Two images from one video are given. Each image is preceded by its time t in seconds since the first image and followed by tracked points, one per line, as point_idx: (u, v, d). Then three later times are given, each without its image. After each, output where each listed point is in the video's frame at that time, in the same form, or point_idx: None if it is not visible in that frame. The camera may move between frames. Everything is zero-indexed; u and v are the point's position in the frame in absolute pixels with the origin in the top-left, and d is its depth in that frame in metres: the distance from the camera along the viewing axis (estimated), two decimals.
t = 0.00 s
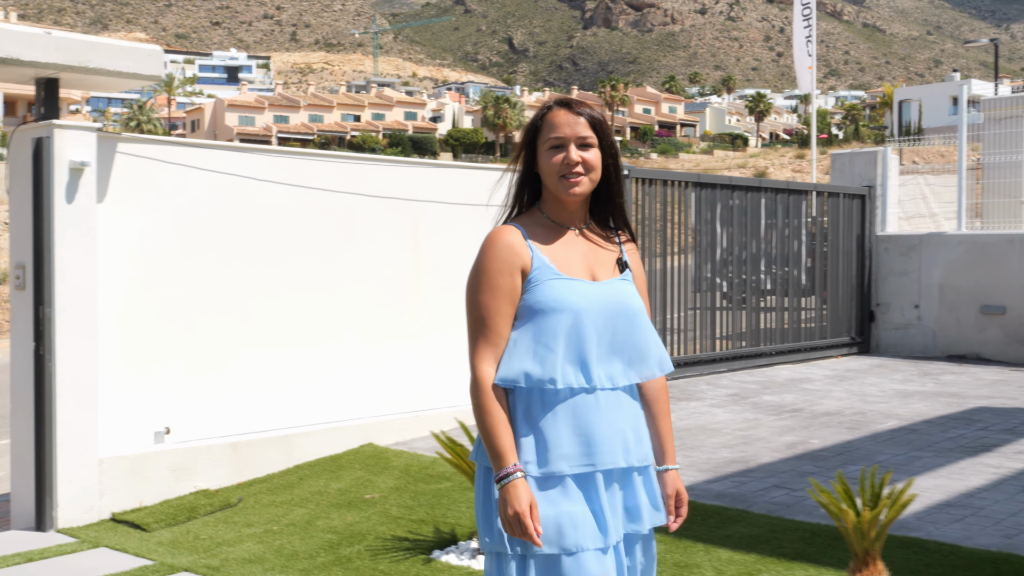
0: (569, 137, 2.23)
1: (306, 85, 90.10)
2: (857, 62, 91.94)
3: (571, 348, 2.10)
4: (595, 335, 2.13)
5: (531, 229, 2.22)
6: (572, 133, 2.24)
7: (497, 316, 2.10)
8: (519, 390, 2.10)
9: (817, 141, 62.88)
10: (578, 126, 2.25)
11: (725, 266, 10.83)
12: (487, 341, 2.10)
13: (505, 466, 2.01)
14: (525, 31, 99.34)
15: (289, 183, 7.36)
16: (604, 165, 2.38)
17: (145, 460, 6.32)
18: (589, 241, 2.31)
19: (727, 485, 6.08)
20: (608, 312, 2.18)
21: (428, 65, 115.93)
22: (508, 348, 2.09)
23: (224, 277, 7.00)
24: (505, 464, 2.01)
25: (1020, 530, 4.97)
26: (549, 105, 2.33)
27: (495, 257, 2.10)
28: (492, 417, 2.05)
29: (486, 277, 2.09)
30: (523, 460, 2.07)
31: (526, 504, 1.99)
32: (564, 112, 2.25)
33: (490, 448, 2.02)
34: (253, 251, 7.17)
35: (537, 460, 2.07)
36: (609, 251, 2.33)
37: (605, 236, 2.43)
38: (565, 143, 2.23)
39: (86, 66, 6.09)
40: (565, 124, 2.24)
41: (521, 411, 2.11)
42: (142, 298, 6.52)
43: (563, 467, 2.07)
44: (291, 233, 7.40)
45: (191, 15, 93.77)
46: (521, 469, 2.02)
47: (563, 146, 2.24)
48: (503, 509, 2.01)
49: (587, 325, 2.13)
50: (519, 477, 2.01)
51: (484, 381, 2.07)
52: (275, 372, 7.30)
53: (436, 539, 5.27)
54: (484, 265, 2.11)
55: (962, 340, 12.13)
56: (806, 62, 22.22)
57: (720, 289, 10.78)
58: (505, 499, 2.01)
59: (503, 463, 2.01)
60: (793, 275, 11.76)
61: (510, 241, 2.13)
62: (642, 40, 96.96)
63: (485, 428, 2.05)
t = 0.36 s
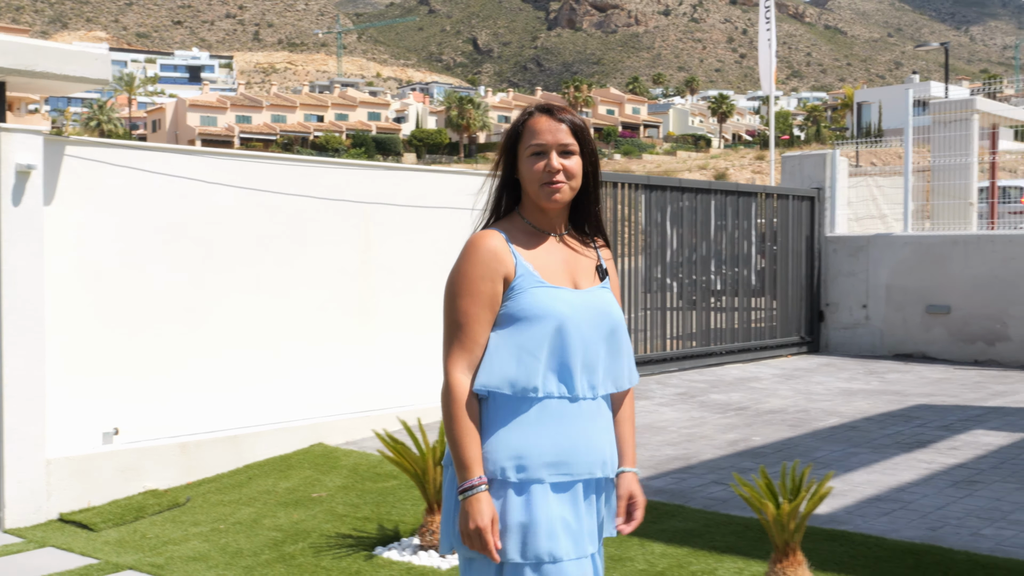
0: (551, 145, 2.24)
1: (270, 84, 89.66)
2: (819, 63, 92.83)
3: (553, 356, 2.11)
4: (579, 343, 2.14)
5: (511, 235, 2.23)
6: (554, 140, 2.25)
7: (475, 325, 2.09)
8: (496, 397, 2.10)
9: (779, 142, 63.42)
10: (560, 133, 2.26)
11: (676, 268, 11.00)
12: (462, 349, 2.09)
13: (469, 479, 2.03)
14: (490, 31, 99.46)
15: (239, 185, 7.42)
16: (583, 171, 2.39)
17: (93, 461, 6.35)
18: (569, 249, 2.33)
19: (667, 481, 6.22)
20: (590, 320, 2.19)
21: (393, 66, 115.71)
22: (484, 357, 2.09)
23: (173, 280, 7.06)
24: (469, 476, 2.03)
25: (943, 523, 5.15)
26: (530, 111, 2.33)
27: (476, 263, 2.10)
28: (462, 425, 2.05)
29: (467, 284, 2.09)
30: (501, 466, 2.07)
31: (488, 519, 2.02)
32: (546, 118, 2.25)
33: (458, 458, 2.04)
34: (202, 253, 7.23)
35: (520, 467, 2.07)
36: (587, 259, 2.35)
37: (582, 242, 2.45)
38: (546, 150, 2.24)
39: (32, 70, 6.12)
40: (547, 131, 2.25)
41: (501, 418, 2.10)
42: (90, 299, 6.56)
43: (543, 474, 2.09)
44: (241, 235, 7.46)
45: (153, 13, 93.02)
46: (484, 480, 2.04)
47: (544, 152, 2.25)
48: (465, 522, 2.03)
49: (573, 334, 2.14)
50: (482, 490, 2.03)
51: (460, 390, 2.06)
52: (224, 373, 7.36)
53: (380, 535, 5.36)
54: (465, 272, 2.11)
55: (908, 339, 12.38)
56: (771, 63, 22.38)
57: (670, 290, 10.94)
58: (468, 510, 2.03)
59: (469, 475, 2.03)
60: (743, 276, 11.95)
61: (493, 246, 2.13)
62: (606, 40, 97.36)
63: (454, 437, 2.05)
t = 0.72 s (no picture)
0: (547, 133, 2.25)
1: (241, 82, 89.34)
2: (790, 64, 93.40)
3: (559, 351, 2.12)
4: (582, 335, 2.15)
5: (506, 228, 2.23)
6: (551, 129, 2.25)
7: (475, 323, 2.07)
8: (504, 397, 2.08)
9: (750, 142, 63.80)
10: (555, 122, 2.26)
11: (637, 268, 11.13)
12: (463, 349, 2.07)
13: (481, 484, 1.98)
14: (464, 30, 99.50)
15: (198, 187, 7.49)
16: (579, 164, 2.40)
17: (51, 461, 6.41)
18: (566, 243, 2.35)
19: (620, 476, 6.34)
20: (595, 313, 2.20)
21: (366, 65, 115.49)
22: (487, 356, 2.08)
23: (132, 280, 7.12)
24: (481, 482, 1.99)
25: (881, 515, 5.30)
26: (525, 101, 2.33)
27: (472, 262, 2.09)
28: (469, 429, 2.02)
29: (465, 283, 2.07)
30: (514, 470, 2.06)
31: (505, 526, 1.97)
32: (542, 107, 2.26)
33: (468, 463, 2.00)
34: (162, 253, 7.30)
35: (532, 468, 2.07)
36: (585, 252, 2.36)
37: (577, 237, 2.47)
38: (543, 139, 2.24)
39: None
40: (542, 120, 2.25)
41: (509, 419, 2.09)
42: (46, 301, 6.60)
43: (552, 476, 2.09)
44: (200, 235, 7.54)
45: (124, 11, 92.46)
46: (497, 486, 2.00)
47: (540, 142, 2.25)
48: (480, 531, 1.98)
49: (579, 328, 2.15)
50: (495, 496, 1.98)
51: (465, 391, 2.04)
52: (183, 373, 7.43)
53: (334, 532, 5.46)
54: (462, 271, 2.09)
55: (866, 338, 12.58)
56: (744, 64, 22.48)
57: (631, 289, 11.07)
58: (480, 519, 1.98)
59: (481, 481, 1.99)
60: (703, 275, 12.10)
61: (488, 245, 2.12)
62: (580, 40, 97.59)
63: (462, 441, 2.02)
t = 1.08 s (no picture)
0: (548, 142, 2.12)
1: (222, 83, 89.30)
2: (769, 66, 94.00)
3: (559, 366, 2.00)
4: (582, 355, 2.04)
5: (507, 237, 2.10)
6: (551, 137, 2.12)
7: (480, 334, 1.94)
8: (503, 413, 1.97)
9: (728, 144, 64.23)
10: (557, 130, 2.14)
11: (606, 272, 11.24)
12: (468, 359, 1.94)
13: (495, 495, 1.85)
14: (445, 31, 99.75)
15: (166, 193, 7.58)
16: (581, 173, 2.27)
17: (20, 465, 6.47)
18: (565, 254, 2.21)
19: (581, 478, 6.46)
20: (592, 331, 2.09)
21: (347, 66, 115.56)
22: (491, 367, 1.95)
23: (101, 285, 7.19)
24: (495, 492, 1.85)
25: (830, 514, 5.45)
26: (525, 108, 2.20)
27: (476, 269, 1.95)
28: (477, 441, 1.88)
29: (471, 290, 1.94)
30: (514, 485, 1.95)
31: (523, 533, 1.86)
32: (543, 114, 2.13)
33: (476, 472, 1.86)
34: (130, 258, 7.38)
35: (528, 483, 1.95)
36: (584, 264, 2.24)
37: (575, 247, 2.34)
38: (544, 148, 2.12)
39: None
40: (544, 128, 2.13)
41: (507, 434, 1.97)
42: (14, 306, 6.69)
43: (545, 494, 1.96)
44: (168, 241, 7.62)
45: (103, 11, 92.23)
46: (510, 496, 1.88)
47: (542, 151, 2.12)
48: (498, 540, 1.86)
49: (577, 344, 2.03)
50: (511, 505, 1.86)
51: (470, 403, 1.91)
52: (151, 377, 7.51)
53: (295, 533, 5.58)
54: (465, 278, 1.95)
55: (832, 340, 12.77)
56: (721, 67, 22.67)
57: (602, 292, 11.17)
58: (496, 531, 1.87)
59: (495, 491, 1.85)
60: (673, 278, 12.23)
61: (489, 251, 1.98)
62: (561, 41, 97.92)
63: (468, 451, 1.88)
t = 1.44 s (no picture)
0: (571, 149, 2.17)
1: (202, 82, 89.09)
2: (749, 68, 94.42)
3: (579, 375, 2.07)
4: (608, 362, 2.10)
5: (532, 243, 2.16)
6: (574, 143, 2.18)
7: (504, 345, 2.02)
8: (528, 422, 2.04)
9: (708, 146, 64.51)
10: (580, 136, 2.19)
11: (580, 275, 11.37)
12: (491, 370, 2.02)
13: (508, 509, 1.96)
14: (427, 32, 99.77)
15: (141, 197, 7.67)
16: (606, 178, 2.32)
17: None
18: (591, 259, 2.26)
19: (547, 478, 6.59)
20: (619, 336, 2.14)
21: (328, 67, 115.38)
22: (515, 376, 2.03)
23: (74, 287, 7.28)
24: (508, 506, 1.96)
25: (786, 512, 5.60)
26: (548, 114, 2.25)
27: (499, 279, 2.03)
28: (497, 455, 1.98)
29: (495, 301, 2.01)
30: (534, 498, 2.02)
31: (530, 551, 1.95)
32: (566, 121, 2.18)
33: (495, 485, 1.97)
34: (105, 261, 7.47)
35: (552, 492, 2.02)
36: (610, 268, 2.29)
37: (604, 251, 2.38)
38: (566, 155, 2.17)
39: None
40: (567, 135, 2.18)
41: (531, 443, 2.05)
42: None
43: (571, 502, 2.02)
44: (143, 244, 7.72)
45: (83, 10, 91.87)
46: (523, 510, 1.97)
47: (564, 157, 2.18)
48: (506, 555, 1.96)
49: (603, 352, 2.09)
50: (521, 521, 1.96)
51: (493, 414, 2.00)
52: (126, 379, 7.61)
53: (264, 532, 5.69)
54: (488, 287, 2.03)
55: (802, 341, 12.95)
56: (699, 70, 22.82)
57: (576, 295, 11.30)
58: (507, 544, 1.96)
59: (508, 506, 1.96)
60: (645, 281, 12.38)
61: (515, 258, 2.06)
62: (542, 43, 98.11)
63: (488, 463, 1.98)
